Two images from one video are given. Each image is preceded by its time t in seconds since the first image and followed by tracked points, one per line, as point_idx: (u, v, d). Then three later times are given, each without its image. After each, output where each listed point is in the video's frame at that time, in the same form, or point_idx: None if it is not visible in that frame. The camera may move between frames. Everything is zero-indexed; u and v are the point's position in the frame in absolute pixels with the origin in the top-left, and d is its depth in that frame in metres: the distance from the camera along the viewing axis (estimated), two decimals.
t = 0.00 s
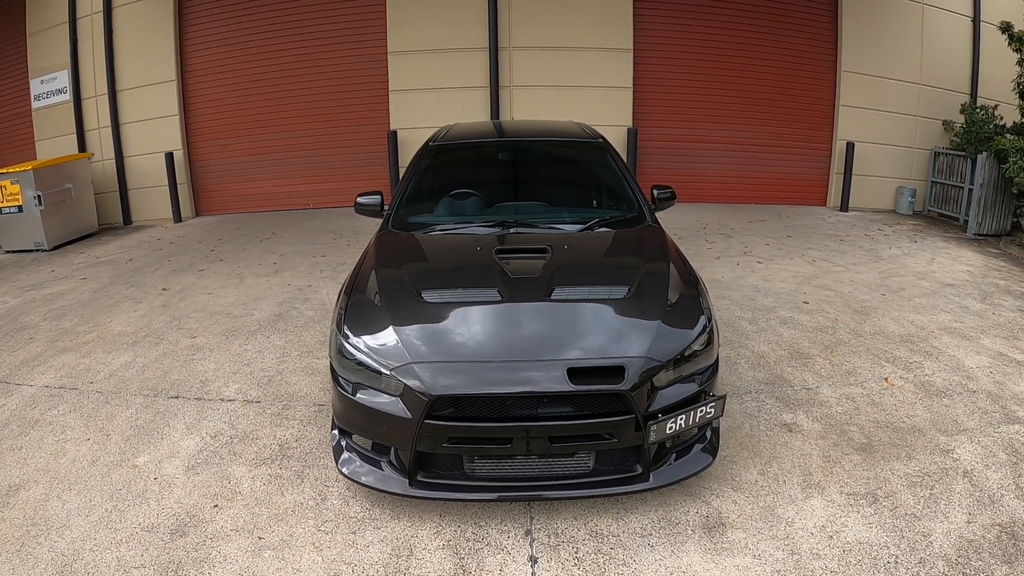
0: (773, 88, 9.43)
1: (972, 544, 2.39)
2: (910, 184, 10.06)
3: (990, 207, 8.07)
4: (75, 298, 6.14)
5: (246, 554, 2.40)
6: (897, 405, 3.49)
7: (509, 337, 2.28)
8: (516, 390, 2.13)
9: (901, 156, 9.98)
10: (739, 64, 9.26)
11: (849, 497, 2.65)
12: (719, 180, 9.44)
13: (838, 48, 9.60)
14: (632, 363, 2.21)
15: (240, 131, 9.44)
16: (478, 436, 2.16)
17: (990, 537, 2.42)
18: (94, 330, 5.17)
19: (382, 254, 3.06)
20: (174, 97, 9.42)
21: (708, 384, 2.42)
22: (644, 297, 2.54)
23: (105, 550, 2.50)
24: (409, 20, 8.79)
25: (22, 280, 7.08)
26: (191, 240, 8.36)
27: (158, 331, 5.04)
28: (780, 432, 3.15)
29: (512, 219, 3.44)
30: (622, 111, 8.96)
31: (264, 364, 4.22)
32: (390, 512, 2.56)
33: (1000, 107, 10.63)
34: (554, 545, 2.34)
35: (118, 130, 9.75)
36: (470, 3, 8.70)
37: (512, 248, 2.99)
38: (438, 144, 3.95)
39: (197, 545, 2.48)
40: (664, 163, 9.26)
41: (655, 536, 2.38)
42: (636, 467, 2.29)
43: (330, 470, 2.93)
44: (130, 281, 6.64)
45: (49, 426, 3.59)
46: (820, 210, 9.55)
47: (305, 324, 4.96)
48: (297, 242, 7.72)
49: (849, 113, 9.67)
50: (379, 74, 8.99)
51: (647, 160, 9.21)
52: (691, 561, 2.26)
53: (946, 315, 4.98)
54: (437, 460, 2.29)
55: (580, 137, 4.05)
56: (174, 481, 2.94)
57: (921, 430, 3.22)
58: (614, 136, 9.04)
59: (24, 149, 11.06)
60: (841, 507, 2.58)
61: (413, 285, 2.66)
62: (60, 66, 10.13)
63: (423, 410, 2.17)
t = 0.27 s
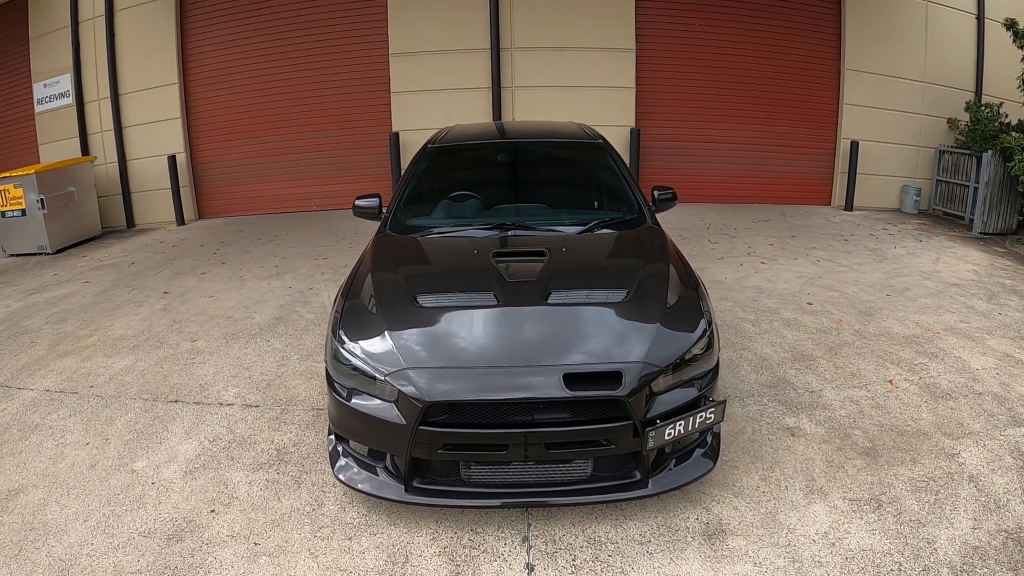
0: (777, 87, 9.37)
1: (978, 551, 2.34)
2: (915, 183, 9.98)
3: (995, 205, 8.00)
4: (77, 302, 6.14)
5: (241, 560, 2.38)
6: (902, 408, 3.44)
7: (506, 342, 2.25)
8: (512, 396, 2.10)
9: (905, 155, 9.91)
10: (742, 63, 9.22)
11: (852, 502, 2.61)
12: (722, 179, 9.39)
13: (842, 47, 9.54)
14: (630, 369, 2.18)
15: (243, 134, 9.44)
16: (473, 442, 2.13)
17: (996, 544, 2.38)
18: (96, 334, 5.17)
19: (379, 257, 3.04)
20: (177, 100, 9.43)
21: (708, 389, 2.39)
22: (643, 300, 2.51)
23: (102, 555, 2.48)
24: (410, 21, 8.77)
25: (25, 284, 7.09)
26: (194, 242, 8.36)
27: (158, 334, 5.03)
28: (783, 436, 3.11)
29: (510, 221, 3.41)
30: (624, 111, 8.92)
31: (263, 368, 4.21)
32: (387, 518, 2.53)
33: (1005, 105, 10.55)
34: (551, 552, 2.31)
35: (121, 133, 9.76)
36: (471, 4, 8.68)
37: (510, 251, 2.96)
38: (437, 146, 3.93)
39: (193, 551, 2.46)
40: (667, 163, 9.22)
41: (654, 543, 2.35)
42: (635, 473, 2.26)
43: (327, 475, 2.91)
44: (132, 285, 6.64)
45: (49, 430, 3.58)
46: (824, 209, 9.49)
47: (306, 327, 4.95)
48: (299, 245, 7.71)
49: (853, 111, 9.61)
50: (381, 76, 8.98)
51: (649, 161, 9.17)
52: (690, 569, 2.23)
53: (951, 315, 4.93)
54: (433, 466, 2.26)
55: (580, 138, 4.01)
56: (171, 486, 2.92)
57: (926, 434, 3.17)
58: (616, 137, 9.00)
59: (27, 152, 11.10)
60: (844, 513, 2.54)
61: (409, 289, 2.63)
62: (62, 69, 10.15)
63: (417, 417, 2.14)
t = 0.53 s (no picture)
0: (780, 91, 9.35)
1: (978, 565, 2.32)
2: (919, 188, 9.94)
3: (1000, 211, 7.95)
4: (78, 304, 6.14)
5: (234, 568, 2.36)
6: (903, 418, 3.42)
7: (500, 352, 2.24)
8: (505, 407, 2.08)
9: (909, 160, 9.87)
10: (745, 67, 9.19)
11: (851, 515, 2.58)
12: (725, 184, 9.36)
13: (845, 51, 9.52)
14: (624, 381, 2.16)
15: (245, 136, 9.45)
16: (466, 453, 2.12)
17: (997, 558, 2.35)
18: (96, 336, 5.17)
19: (375, 263, 3.03)
20: (180, 102, 9.45)
21: (705, 400, 2.37)
22: (640, 310, 2.48)
23: (97, 560, 2.47)
24: (413, 25, 8.78)
25: (27, 285, 7.10)
26: (195, 244, 8.37)
27: (158, 337, 5.02)
28: (782, 446, 3.09)
29: (508, 228, 3.39)
30: (627, 115, 8.91)
31: (261, 373, 4.20)
32: (380, 526, 2.52)
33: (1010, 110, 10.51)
34: (544, 563, 2.29)
35: (124, 135, 9.78)
36: (474, 8, 8.68)
37: (507, 259, 2.95)
38: (436, 151, 3.92)
39: (187, 557, 2.45)
40: (670, 167, 9.19)
41: (649, 555, 2.33)
42: (630, 485, 2.24)
43: (322, 482, 2.89)
44: (133, 287, 6.64)
45: (47, 433, 3.57)
46: (827, 214, 9.45)
47: (305, 331, 4.94)
48: (301, 247, 7.71)
49: (857, 116, 9.58)
50: (383, 79, 8.98)
51: (652, 165, 9.15)
52: None
53: (954, 323, 4.89)
54: (426, 476, 2.25)
55: (580, 143, 3.99)
56: (167, 491, 2.91)
57: (927, 445, 3.15)
58: (619, 141, 8.98)
59: (31, 153, 11.13)
60: (842, 526, 2.52)
61: (404, 296, 2.62)
62: (67, 71, 10.19)
63: (410, 427, 2.13)
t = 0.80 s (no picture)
0: (787, 94, 9.31)
1: None
2: (925, 194, 9.89)
3: (1006, 218, 7.90)
4: (81, 297, 6.15)
5: (230, 566, 2.36)
6: (905, 426, 3.39)
7: (500, 355, 2.22)
8: (504, 412, 2.07)
9: (916, 165, 9.82)
10: (752, 69, 9.15)
11: (851, 525, 2.57)
12: (730, 186, 9.33)
13: (853, 55, 9.47)
14: (625, 387, 2.14)
15: (250, 131, 9.45)
16: (464, 456, 2.10)
17: (997, 572, 2.33)
18: (97, 330, 5.17)
19: (377, 262, 3.02)
20: (186, 96, 9.46)
21: (706, 407, 2.35)
22: (642, 314, 2.47)
23: (93, 555, 2.47)
24: (420, 22, 8.77)
25: (31, 277, 7.11)
26: (199, 239, 8.38)
27: (159, 332, 5.02)
28: (783, 453, 3.07)
29: (511, 228, 3.37)
30: (633, 116, 8.88)
31: (262, 370, 4.19)
32: (377, 527, 2.51)
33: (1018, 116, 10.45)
34: (541, 568, 2.28)
35: (130, 128, 9.79)
36: (481, 6, 8.66)
37: (509, 260, 2.93)
38: (440, 149, 3.90)
39: (183, 555, 2.44)
40: (675, 168, 9.16)
41: (646, 562, 2.31)
42: (629, 491, 2.22)
43: (320, 482, 2.89)
44: (136, 281, 6.65)
45: (47, 426, 3.57)
46: (832, 218, 9.41)
47: (307, 329, 4.93)
48: (304, 244, 7.71)
49: (864, 120, 9.53)
50: (389, 76, 8.97)
51: (657, 166, 9.12)
52: None
53: (959, 331, 4.86)
54: (423, 478, 2.23)
55: (584, 144, 3.97)
56: (165, 487, 2.90)
57: (929, 455, 3.12)
58: (624, 142, 8.96)
59: (36, 145, 11.15)
60: (842, 536, 2.50)
61: (405, 296, 2.61)
62: (73, 63, 10.19)
63: (408, 429, 2.12)
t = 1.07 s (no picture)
0: (793, 92, 9.25)
1: None
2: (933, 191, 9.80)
3: (1016, 215, 7.82)
4: (86, 301, 6.14)
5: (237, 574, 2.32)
6: (919, 427, 3.34)
7: (510, 359, 2.18)
8: (516, 416, 2.03)
9: (924, 162, 9.74)
10: (758, 67, 9.09)
11: (867, 528, 2.52)
12: (737, 185, 9.26)
13: (860, 52, 9.41)
14: (639, 390, 2.10)
15: (255, 133, 9.44)
16: (475, 462, 2.07)
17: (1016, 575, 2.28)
18: (103, 334, 5.16)
19: (383, 264, 2.98)
20: (190, 100, 9.46)
21: (721, 410, 2.31)
22: (655, 316, 2.42)
23: (98, 563, 2.44)
24: (424, 23, 8.74)
25: (37, 281, 7.11)
26: (204, 242, 8.37)
27: (165, 336, 5.00)
28: (797, 456, 3.02)
29: (519, 230, 3.33)
30: (638, 115, 8.83)
31: (268, 374, 4.16)
32: (386, 534, 2.47)
33: None
34: None
35: (135, 131, 9.80)
36: (484, 6, 8.63)
37: (518, 262, 2.89)
38: (446, 150, 3.86)
39: (189, 562, 2.41)
40: (681, 168, 9.11)
41: (661, 569, 2.27)
42: (642, 496, 2.18)
43: (328, 488, 2.85)
44: (142, 284, 6.64)
45: (52, 432, 3.55)
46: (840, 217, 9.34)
47: (313, 332, 4.90)
48: (309, 246, 7.69)
49: (871, 117, 9.46)
50: (393, 77, 8.95)
51: (663, 166, 9.07)
52: None
53: (971, 330, 4.80)
54: (433, 484, 2.20)
55: (592, 143, 3.93)
56: (170, 494, 2.87)
57: (944, 456, 3.07)
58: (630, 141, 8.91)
59: (42, 150, 11.17)
60: (858, 539, 2.45)
61: (413, 299, 2.57)
62: (78, 68, 10.21)
63: (418, 435, 2.08)
